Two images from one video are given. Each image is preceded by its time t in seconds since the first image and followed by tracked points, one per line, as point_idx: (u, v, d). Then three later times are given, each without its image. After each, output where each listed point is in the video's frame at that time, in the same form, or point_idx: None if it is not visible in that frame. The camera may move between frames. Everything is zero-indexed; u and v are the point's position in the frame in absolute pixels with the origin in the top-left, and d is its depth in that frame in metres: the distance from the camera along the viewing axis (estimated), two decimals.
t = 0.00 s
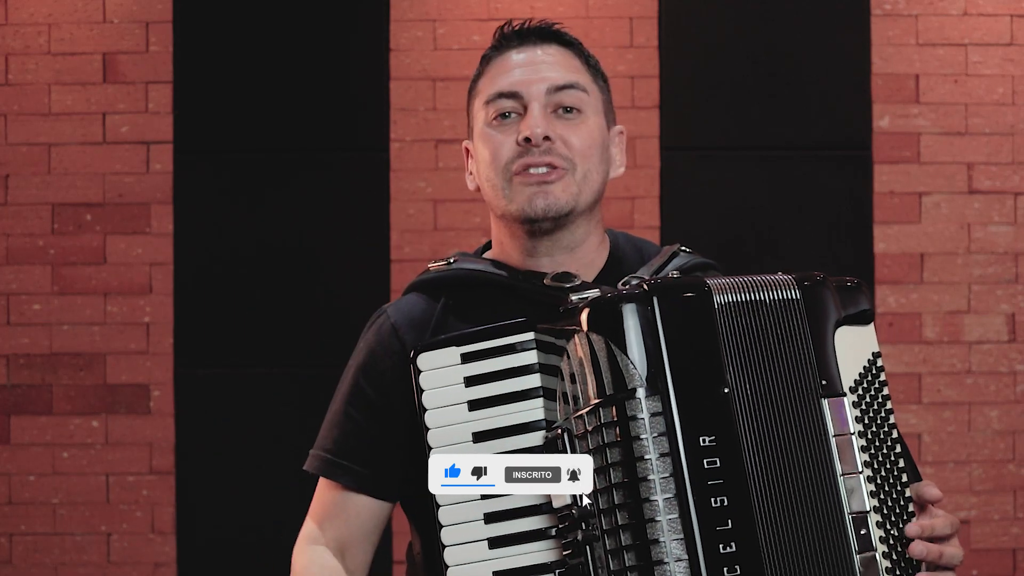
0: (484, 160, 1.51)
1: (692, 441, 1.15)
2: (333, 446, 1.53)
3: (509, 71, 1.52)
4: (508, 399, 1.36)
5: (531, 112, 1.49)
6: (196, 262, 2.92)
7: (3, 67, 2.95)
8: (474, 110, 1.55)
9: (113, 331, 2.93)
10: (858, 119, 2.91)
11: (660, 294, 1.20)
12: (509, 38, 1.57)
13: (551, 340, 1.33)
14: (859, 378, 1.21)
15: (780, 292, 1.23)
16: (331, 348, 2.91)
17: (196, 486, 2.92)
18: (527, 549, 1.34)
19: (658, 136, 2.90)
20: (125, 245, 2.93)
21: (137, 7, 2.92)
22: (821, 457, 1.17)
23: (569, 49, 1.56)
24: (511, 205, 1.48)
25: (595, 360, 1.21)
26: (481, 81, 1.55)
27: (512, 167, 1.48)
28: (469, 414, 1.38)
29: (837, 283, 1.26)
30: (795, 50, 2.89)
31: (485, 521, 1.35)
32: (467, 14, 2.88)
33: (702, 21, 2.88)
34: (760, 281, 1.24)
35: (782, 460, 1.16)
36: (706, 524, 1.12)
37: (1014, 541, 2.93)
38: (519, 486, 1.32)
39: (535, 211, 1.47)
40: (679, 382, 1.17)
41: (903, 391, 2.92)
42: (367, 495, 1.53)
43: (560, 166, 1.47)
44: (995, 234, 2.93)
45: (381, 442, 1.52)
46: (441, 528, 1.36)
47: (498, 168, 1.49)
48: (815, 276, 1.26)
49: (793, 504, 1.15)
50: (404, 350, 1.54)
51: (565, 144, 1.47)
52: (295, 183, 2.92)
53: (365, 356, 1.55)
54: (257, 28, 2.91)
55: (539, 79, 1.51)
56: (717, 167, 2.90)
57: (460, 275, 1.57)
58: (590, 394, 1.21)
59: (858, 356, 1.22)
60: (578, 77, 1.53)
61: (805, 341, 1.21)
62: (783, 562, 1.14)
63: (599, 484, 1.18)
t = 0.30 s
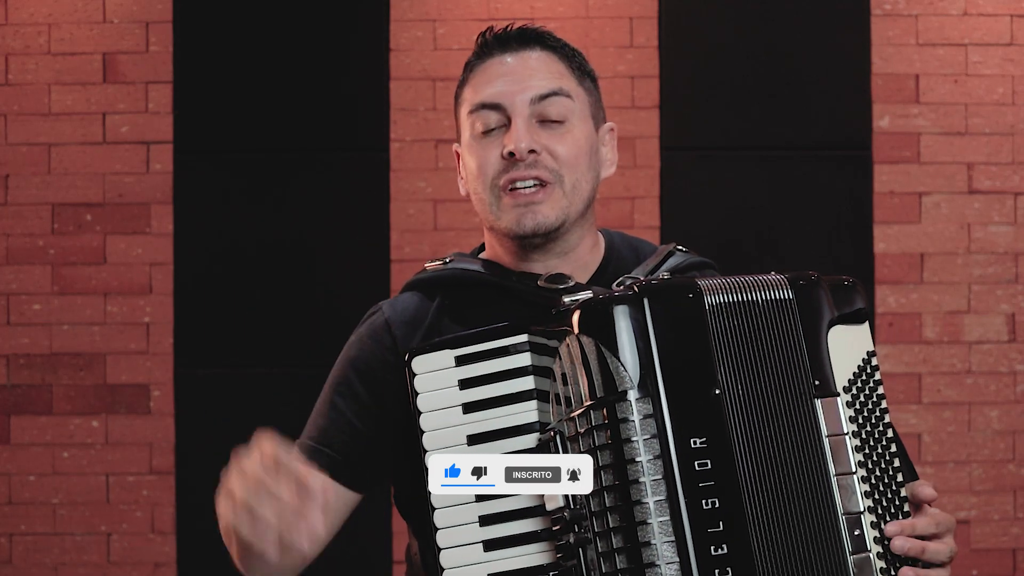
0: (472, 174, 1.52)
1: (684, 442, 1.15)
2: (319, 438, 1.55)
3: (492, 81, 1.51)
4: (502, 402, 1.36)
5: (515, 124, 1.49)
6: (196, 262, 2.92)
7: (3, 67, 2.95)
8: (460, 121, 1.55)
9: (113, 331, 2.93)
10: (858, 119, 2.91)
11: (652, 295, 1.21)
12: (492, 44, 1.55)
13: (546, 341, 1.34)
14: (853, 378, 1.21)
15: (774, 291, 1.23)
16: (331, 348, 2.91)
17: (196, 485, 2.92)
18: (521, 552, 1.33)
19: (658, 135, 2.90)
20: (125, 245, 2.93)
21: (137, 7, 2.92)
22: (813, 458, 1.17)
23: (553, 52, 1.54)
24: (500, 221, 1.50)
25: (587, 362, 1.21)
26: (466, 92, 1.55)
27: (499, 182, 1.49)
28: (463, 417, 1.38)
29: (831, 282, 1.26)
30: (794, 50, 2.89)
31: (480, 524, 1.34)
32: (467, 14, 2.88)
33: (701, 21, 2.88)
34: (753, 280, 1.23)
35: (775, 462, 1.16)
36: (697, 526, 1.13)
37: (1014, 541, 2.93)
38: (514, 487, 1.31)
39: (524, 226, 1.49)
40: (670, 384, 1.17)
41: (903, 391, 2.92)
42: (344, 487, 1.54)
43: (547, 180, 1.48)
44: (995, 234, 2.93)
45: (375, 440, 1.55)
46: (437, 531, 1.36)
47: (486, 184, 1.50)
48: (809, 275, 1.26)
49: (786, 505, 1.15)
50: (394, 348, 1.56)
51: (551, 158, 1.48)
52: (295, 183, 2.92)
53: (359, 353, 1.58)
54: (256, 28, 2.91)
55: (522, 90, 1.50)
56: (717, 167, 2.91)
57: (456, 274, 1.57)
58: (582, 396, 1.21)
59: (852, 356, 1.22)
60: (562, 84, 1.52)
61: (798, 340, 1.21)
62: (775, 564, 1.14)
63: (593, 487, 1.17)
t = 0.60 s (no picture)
0: (468, 183, 1.51)
1: (680, 446, 1.15)
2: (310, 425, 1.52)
3: (488, 88, 1.49)
4: (498, 404, 1.36)
5: (512, 132, 1.48)
6: (196, 262, 2.92)
7: (3, 67, 2.95)
8: (455, 126, 1.54)
9: (112, 331, 2.93)
10: (858, 119, 2.91)
11: (648, 298, 1.21)
12: (487, 48, 1.53)
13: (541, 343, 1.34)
14: (850, 379, 1.21)
15: (770, 292, 1.22)
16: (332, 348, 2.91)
17: (196, 485, 2.92)
18: (518, 555, 1.33)
19: (658, 136, 2.90)
20: (125, 245, 2.93)
21: (137, 7, 2.92)
22: (811, 459, 1.17)
23: (549, 57, 1.53)
24: (497, 230, 1.50)
25: (582, 366, 1.20)
26: (461, 97, 1.53)
27: (496, 192, 1.48)
28: (460, 419, 1.37)
29: (829, 281, 1.25)
30: (794, 50, 2.89)
31: (477, 527, 1.34)
32: (467, 14, 2.88)
33: (701, 21, 2.88)
34: (750, 281, 1.23)
35: (772, 464, 1.16)
36: (694, 530, 1.13)
37: (1014, 541, 2.93)
38: (514, 487, 1.31)
39: (521, 236, 1.49)
40: (666, 388, 1.17)
41: (903, 391, 2.91)
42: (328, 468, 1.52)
43: (545, 190, 1.48)
44: (995, 234, 2.93)
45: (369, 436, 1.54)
46: (433, 535, 1.35)
47: (483, 193, 1.49)
48: (806, 275, 1.26)
49: (784, 507, 1.15)
50: (391, 337, 1.57)
51: (548, 167, 1.47)
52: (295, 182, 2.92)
53: (358, 346, 1.57)
54: (256, 28, 2.91)
55: (520, 97, 1.49)
56: (717, 167, 2.90)
57: (453, 271, 1.58)
58: (578, 399, 1.21)
59: (850, 357, 1.22)
60: (559, 90, 1.51)
61: (795, 342, 1.21)
62: (774, 566, 1.14)
63: (590, 490, 1.17)
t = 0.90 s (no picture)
0: (470, 209, 1.49)
1: (677, 446, 1.16)
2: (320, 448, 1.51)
3: (493, 115, 1.45)
4: (496, 406, 1.36)
5: (517, 161, 1.44)
6: (196, 262, 2.92)
7: (3, 67, 2.95)
8: (456, 147, 1.49)
9: (112, 331, 2.93)
10: (858, 119, 2.91)
11: (644, 298, 1.21)
12: (489, 68, 1.47)
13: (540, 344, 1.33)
14: (847, 378, 1.21)
15: (767, 292, 1.22)
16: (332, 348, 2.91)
17: (196, 485, 2.93)
18: (517, 556, 1.33)
19: (658, 136, 2.90)
20: (125, 245, 2.93)
21: (137, 6, 2.92)
22: (808, 459, 1.17)
23: (554, 78, 1.48)
24: (500, 258, 1.50)
25: (579, 366, 1.20)
26: (463, 117, 1.48)
27: (498, 222, 1.47)
28: (457, 420, 1.38)
29: (825, 280, 1.25)
30: (794, 50, 2.89)
31: (475, 529, 1.34)
32: (467, 14, 2.88)
33: (701, 22, 2.88)
34: (747, 281, 1.23)
35: (769, 464, 1.16)
36: (691, 530, 1.13)
37: (1014, 541, 2.93)
38: (513, 487, 1.31)
39: (523, 266, 1.50)
40: (663, 388, 1.17)
41: (903, 391, 2.91)
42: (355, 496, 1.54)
43: (549, 221, 1.46)
44: (995, 234, 2.93)
45: (376, 445, 1.51)
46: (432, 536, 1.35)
47: (486, 221, 1.48)
48: (804, 275, 1.25)
49: (781, 507, 1.15)
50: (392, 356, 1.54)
51: (553, 199, 1.45)
52: (294, 182, 2.92)
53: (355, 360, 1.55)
54: (256, 28, 2.91)
55: (525, 124, 1.44)
56: (717, 167, 2.90)
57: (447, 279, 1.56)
58: (575, 399, 1.20)
59: (846, 356, 1.22)
60: (565, 114, 1.46)
61: (792, 341, 1.21)
62: (771, 566, 1.14)
63: (587, 490, 1.16)
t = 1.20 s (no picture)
0: (468, 209, 1.48)
1: (680, 447, 1.15)
2: (329, 461, 1.53)
3: (491, 115, 1.44)
4: (497, 406, 1.36)
5: (515, 161, 1.44)
6: (196, 262, 2.92)
7: (3, 67, 2.95)
8: (454, 148, 1.48)
9: (112, 331, 2.93)
10: (858, 119, 2.91)
11: (645, 298, 1.21)
12: (486, 69, 1.47)
13: (540, 345, 1.33)
14: (848, 377, 1.21)
15: (767, 292, 1.23)
16: (332, 348, 2.91)
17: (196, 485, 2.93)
18: (518, 557, 1.32)
19: (658, 136, 2.90)
20: (125, 245, 2.93)
21: (137, 6, 2.92)
22: (810, 458, 1.17)
23: (552, 79, 1.47)
24: (498, 256, 1.48)
25: (580, 366, 1.20)
26: (461, 118, 1.47)
27: (497, 222, 1.46)
28: (457, 421, 1.38)
29: (825, 280, 1.25)
30: (794, 50, 2.89)
31: (477, 529, 1.34)
32: (467, 14, 2.88)
33: (701, 22, 2.88)
34: (747, 281, 1.23)
35: (772, 464, 1.16)
36: (695, 531, 1.13)
37: (1014, 541, 2.93)
38: (514, 488, 1.31)
39: (522, 265, 1.48)
40: (665, 389, 1.17)
41: (903, 391, 2.91)
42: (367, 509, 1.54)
43: (548, 220, 1.45)
44: (995, 234, 2.93)
45: (379, 452, 1.53)
46: (433, 537, 1.35)
47: (484, 220, 1.46)
48: (804, 275, 1.26)
49: (784, 507, 1.15)
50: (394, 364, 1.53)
51: (552, 197, 1.44)
52: (294, 183, 2.92)
53: (357, 369, 1.56)
54: (256, 28, 2.91)
55: (523, 124, 1.44)
56: (716, 167, 2.90)
57: (445, 282, 1.55)
58: (577, 401, 1.21)
59: (848, 356, 1.22)
60: (563, 114, 1.46)
61: (793, 342, 1.21)
62: (774, 567, 1.14)
63: (589, 492, 1.17)
